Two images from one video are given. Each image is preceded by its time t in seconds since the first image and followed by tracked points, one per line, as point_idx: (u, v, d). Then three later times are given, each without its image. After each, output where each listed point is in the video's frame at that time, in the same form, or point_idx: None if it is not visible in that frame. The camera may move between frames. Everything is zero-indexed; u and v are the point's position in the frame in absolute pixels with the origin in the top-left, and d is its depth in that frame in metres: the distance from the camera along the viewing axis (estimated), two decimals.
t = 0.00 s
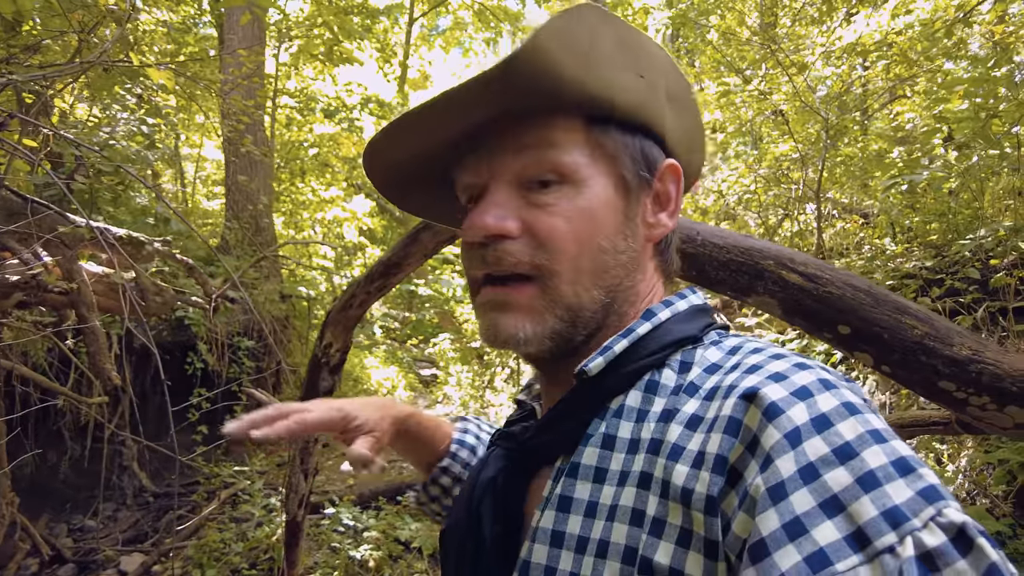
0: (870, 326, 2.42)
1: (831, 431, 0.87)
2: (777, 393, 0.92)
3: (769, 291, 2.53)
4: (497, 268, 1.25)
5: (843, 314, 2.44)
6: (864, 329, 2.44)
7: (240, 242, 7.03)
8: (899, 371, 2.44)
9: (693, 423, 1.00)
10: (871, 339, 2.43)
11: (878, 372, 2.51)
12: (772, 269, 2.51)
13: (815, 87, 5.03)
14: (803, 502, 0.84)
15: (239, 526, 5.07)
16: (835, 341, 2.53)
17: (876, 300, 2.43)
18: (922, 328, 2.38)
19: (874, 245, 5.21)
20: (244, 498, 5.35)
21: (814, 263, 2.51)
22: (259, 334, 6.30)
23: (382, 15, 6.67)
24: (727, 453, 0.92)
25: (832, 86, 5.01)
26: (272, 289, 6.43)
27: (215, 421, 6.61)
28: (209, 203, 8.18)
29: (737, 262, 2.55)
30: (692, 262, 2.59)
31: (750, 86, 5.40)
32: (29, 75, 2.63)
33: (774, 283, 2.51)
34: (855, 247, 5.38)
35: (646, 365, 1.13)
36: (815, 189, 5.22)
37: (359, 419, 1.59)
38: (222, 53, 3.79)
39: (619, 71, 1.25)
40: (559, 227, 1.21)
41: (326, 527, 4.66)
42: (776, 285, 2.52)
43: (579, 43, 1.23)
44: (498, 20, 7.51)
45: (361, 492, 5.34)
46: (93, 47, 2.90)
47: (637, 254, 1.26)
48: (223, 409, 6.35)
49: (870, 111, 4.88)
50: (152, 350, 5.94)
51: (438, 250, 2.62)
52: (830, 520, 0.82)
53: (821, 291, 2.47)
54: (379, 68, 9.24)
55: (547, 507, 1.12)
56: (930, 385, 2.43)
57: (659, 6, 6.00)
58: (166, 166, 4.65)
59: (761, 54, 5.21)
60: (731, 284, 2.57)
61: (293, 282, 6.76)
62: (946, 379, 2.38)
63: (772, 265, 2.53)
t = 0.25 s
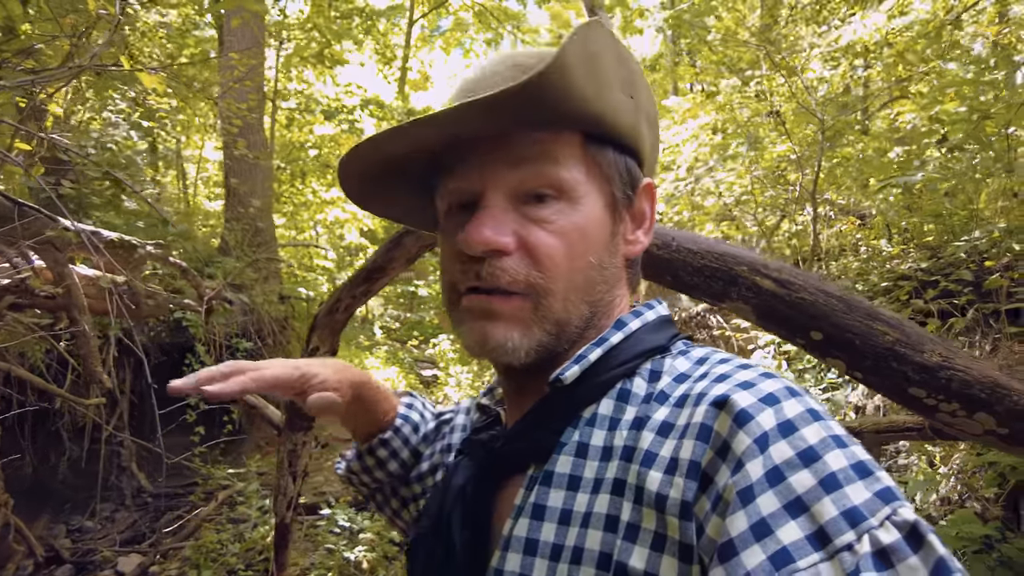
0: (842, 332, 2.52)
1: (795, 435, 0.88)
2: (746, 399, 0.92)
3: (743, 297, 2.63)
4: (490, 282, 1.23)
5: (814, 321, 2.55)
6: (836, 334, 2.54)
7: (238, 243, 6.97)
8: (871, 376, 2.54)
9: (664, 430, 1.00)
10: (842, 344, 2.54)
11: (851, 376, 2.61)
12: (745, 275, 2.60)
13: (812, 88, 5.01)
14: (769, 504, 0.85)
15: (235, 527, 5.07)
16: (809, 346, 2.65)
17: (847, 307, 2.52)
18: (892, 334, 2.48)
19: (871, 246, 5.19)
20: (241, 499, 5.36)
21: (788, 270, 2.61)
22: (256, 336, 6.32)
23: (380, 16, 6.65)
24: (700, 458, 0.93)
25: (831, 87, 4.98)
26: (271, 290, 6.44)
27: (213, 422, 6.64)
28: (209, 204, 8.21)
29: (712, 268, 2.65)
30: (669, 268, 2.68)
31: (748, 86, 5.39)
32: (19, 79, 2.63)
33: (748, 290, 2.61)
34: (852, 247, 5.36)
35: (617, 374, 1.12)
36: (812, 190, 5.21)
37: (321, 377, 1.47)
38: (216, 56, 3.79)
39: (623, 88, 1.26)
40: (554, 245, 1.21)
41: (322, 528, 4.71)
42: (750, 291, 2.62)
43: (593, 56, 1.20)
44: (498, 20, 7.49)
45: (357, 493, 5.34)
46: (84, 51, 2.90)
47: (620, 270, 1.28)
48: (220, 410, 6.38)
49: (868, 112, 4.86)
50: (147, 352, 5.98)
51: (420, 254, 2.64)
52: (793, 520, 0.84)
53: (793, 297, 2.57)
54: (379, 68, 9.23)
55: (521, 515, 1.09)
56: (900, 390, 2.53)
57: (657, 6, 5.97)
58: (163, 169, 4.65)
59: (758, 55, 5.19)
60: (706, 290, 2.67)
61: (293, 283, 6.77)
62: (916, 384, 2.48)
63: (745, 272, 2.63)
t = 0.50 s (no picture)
0: (829, 332, 2.46)
1: (777, 438, 0.87)
2: (728, 401, 0.92)
3: (728, 296, 2.59)
4: (462, 279, 1.23)
5: (800, 321, 2.49)
6: (823, 335, 2.47)
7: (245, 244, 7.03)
8: (858, 377, 2.47)
9: (644, 431, 0.99)
10: (829, 345, 2.48)
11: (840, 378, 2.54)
12: (731, 274, 2.56)
13: (818, 87, 4.96)
14: (751, 507, 0.84)
15: (240, 526, 5.10)
16: (797, 347, 2.58)
17: (835, 307, 2.46)
18: (879, 334, 2.41)
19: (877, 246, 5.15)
20: (246, 499, 5.39)
21: (775, 269, 2.56)
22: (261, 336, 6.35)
23: (386, 17, 6.66)
24: (681, 461, 0.92)
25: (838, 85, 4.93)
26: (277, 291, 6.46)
27: (219, 421, 6.69)
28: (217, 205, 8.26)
29: (698, 267, 2.61)
30: (655, 266, 2.65)
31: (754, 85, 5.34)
32: (20, 82, 2.66)
33: (734, 289, 2.56)
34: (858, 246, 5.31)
35: (597, 375, 1.12)
36: (817, 189, 5.17)
37: (281, 360, 1.49)
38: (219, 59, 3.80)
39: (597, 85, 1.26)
40: (528, 240, 1.21)
41: (326, 528, 4.69)
42: (735, 291, 2.57)
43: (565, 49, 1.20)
44: (504, 20, 7.47)
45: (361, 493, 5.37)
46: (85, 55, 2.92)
47: (597, 268, 1.28)
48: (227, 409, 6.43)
49: (874, 110, 4.82)
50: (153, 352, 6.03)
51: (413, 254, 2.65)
52: (776, 523, 0.82)
53: (780, 296, 2.52)
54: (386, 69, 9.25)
55: (499, 518, 1.08)
56: (889, 392, 2.46)
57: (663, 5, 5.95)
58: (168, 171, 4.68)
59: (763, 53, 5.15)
60: (692, 289, 2.64)
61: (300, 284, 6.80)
62: (904, 386, 2.41)
63: (732, 271, 2.58)
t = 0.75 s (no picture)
0: (835, 329, 2.51)
1: (776, 433, 0.91)
2: (726, 396, 0.95)
3: (733, 293, 2.63)
4: (426, 263, 1.34)
5: (807, 318, 2.54)
6: (829, 332, 2.53)
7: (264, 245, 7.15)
8: (865, 373, 2.54)
9: (642, 426, 1.01)
10: (836, 341, 2.53)
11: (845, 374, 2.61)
12: (736, 271, 2.60)
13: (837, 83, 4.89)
14: (751, 503, 0.88)
15: (259, 523, 5.18)
16: (802, 343, 2.64)
17: (840, 303, 2.51)
18: (885, 330, 2.47)
19: (897, 243, 5.07)
20: (265, 496, 5.46)
21: (778, 264, 2.60)
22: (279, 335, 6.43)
23: (401, 18, 6.68)
24: (679, 456, 0.94)
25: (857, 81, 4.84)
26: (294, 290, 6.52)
27: (238, 419, 6.80)
28: (236, 206, 8.34)
29: (703, 264, 2.65)
30: (659, 263, 2.68)
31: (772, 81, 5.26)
32: (38, 85, 2.69)
33: (739, 285, 2.60)
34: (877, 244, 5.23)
35: (592, 369, 1.12)
36: (835, 187, 5.10)
37: (267, 365, 1.48)
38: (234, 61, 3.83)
39: (564, 74, 1.32)
40: (490, 226, 1.29)
41: (343, 525, 4.72)
42: (740, 287, 2.61)
43: (523, 37, 1.30)
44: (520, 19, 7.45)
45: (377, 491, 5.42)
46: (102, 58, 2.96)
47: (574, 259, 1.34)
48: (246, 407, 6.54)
49: (894, 106, 4.73)
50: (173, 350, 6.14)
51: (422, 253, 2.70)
52: (776, 519, 0.87)
53: (785, 293, 2.57)
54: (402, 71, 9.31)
55: (493, 513, 1.09)
56: (896, 389, 2.53)
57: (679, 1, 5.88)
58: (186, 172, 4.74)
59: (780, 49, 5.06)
60: (698, 285, 2.68)
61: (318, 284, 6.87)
62: (911, 383, 2.49)
63: (736, 267, 2.62)
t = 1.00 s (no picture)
0: (870, 316, 2.37)
1: (826, 426, 0.86)
2: (773, 385, 0.90)
3: (764, 281, 2.56)
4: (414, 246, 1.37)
5: (839, 304, 2.41)
6: (864, 319, 2.39)
7: (291, 243, 7.26)
8: (899, 361, 2.38)
9: (681, 413, 0.96)
10: (870, 330, 2.39)
11: (881, 364, 2.45)
12: (766, 258, 2.53)
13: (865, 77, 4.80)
14: (801, 499, 0.83)
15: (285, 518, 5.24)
16: (835, 333, 2.50)
17: (874, 290, 2.38)
18: (922, 317, 2.31)
19: (927, 239, 4.99)
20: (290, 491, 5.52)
21: (811, 252, 2.50)
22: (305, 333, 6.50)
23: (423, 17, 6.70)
24: (721, 446, 0.90)
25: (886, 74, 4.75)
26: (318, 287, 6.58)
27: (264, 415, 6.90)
28: (261, 205, 8.45)
29: (732, 251, 2.62)
30: (690, 252, 2.68)
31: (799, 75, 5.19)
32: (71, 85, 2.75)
33: (770, 273, 2.53)
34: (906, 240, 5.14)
35: (629, 354, 1.08)
36: (862, 183, 5.03)
37: (300, 446, 1.27)
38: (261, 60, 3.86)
39: (501, 45, 1.26)
40: (443, 203, 1.25)
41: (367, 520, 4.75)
42: (771, 275, 2.53)
43: (463, 36, 1.31)
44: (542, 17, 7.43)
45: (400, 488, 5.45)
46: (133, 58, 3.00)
47: (536, 232, 1.19)
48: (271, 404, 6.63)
49: (925, 99, 4.64)
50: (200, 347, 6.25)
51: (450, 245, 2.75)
52: (827, 517, 0.82)
53: (816, 280, 2.46)
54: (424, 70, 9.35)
55: (527, 495, 1.08)
56: (933, 377, 2.35)
57: None
58: (213, 172, 4.82)
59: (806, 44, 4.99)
60: (727, 273, 2.65)
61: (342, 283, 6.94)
62: (949, 371, 2.31)
63: (768, 255, 2.55)
